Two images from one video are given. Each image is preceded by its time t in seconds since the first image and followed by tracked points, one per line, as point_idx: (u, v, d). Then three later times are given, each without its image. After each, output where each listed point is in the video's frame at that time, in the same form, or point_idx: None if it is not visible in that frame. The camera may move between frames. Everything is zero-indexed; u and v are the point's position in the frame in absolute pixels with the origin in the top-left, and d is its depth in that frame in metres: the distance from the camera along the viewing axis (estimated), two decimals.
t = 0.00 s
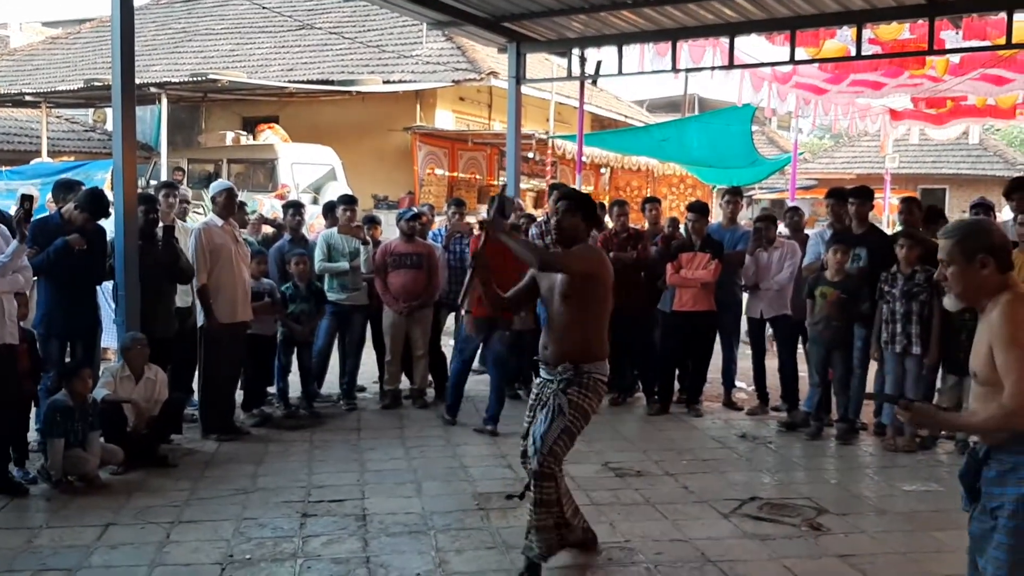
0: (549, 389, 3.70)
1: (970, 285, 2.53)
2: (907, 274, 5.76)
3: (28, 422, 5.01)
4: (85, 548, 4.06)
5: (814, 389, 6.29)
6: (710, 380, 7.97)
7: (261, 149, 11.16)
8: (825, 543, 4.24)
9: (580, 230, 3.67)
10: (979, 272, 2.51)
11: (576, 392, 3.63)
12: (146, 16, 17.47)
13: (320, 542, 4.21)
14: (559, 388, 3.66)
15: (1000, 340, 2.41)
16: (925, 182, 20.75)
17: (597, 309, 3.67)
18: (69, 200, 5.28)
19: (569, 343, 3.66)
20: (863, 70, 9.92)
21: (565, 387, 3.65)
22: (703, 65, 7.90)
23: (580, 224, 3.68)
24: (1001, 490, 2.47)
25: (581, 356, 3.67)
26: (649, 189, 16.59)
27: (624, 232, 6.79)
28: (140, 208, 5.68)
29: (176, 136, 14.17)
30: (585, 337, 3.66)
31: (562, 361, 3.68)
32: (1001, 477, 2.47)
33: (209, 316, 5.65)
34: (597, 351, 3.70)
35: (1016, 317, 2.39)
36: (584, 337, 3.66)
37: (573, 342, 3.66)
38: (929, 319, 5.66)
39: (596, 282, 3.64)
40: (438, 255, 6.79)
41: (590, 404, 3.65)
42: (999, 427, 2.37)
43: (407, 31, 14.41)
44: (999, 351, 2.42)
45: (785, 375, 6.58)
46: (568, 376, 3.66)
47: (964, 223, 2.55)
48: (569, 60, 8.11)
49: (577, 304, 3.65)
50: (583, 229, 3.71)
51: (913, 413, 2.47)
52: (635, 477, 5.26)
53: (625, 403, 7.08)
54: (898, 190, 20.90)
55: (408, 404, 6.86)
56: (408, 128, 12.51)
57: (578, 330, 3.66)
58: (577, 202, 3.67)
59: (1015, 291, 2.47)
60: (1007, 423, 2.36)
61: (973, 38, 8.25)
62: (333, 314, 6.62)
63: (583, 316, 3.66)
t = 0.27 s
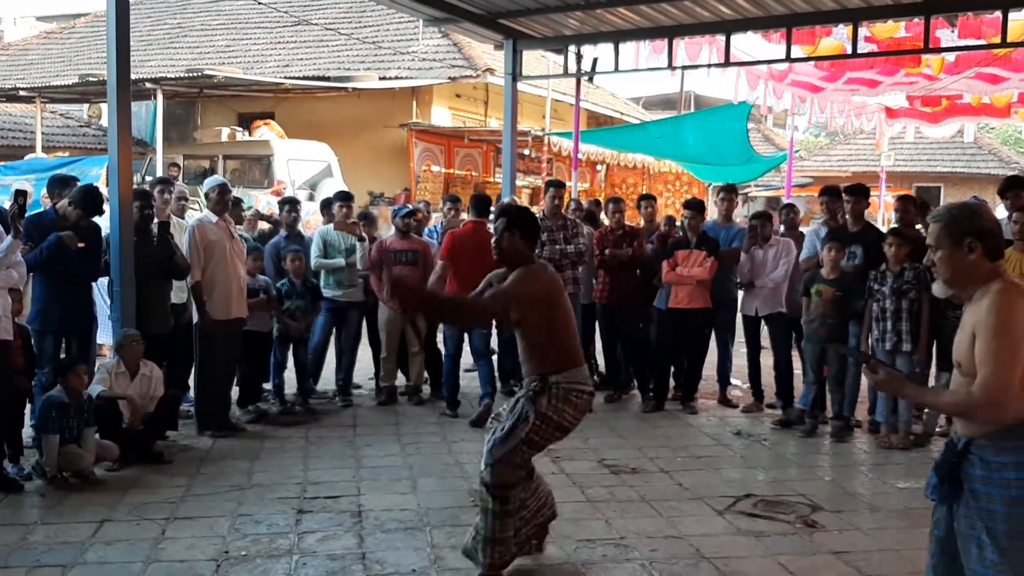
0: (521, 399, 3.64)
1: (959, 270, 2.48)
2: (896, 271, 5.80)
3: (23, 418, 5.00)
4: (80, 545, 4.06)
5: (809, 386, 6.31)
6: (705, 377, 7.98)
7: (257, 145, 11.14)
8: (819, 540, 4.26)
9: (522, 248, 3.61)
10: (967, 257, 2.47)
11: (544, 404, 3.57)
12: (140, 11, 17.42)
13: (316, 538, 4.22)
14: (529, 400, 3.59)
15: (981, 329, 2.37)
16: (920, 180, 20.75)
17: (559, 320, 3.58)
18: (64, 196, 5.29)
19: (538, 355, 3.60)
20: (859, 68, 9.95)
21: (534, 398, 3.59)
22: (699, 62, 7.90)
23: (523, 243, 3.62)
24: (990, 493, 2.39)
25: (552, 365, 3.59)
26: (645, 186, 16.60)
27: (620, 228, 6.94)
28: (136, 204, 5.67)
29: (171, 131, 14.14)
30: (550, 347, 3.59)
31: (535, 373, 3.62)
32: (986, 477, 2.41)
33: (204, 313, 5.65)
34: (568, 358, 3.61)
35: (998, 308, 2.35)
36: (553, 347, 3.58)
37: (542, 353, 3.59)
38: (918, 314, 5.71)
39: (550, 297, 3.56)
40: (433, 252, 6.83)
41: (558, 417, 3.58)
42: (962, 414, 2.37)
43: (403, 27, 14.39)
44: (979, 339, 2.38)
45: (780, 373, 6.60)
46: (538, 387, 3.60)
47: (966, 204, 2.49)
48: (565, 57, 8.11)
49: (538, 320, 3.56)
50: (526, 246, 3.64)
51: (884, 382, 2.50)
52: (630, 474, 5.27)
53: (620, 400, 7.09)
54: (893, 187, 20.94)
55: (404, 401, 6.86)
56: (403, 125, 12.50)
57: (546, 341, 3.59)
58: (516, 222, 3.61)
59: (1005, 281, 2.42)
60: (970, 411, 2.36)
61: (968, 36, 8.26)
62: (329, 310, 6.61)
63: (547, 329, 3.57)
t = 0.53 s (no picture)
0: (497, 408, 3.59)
1: (918, 277, 2.44)
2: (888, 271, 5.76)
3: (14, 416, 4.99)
4: (72, 543, 4.05)
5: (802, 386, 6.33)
6: (699, 377, 8.00)
7: (250, 142, 11.11)
8: (810, 539, 4.27)
9: (502, 266, 3.47)
10: (924, 263, 2.43)
11: (517, 412, 3.50)
12: (133, 7, 17.36)
13: (309, 537, 4.22)
14: (503, 406, 3.54)
15: (949, 338, 2.31)
16: (913, 180, 20.79)
17: (541, 336, 3.49)
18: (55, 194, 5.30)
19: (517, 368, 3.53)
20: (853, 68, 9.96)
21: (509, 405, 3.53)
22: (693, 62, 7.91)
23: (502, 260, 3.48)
24: (943, 508, 2.38)
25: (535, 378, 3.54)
26: (639, 185, 16.61)
27: (614, 227, 6.94)
28: (128, 201, 5.66)
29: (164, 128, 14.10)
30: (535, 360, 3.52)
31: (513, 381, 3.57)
32: (942, 492, 2.38)
33: (197, 312, 5.64)
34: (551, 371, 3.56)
35: (968, 315, 2.30)
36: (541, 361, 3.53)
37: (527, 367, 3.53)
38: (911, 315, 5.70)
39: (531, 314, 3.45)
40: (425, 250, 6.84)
41: (530, 427, 3.51)
42: (943, 430, 2.28)
43: (398, 24, 14.37)
44: (947, 349, 2.32)
45: (772, 372, 6.61)
46: (513, 396, 3.56)
47: (919, 211, 2.46)
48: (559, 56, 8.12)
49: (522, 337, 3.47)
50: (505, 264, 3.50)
51: (853, 414, 2.34)
52: (623, 474, 5.28)
53: (613, 399, 7.10)
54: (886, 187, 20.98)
55: (397, 399, 6.86)
56: (398, 123, 12.49)
57: (532, 355, 3.52)
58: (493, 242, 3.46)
59: (962, 288, 2.40)
60: (952, 426, 2.26)
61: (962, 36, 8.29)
62: (322, 308, 6.62)
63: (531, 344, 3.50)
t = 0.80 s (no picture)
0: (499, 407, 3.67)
1: (856, 266, 2.46)
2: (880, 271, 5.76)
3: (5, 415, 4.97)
4: (63, 542, 4.05)
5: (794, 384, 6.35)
6: (690, 376, 8.02)
7: (243, 141, 11.09)
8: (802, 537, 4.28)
9: (533, 247, 3.63)
10: (859, 254, 2.45)
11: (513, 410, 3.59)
12: (126, 5, 17.30)
13: (301, 536, 4.21)
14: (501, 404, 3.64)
15: (890, 325, 2.31)
16: (905, 179, 20.84)
17: (547, 324, 3.59)
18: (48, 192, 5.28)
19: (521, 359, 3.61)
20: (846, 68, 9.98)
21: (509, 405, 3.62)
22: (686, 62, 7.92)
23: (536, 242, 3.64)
24: (874, 504, 2.38)
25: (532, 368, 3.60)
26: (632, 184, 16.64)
27: (607, 227, 6.96)
28: (121, 200, 5.64)
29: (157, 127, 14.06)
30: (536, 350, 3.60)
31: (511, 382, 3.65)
32: (873, 488, 2.38)
33: (189, 310, 5.64)
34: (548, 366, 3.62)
35: (909, 301, 2.31)
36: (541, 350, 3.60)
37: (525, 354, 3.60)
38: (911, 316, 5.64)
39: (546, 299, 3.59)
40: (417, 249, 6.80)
41: (525, 424, 3.58)
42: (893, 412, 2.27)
43: (391, 23, 14.36)
44: (888, 336, 2.32)
45: (765, 371, 6.63)
46: (512, 394, 3.64)
47: (851, 204, 2.49)
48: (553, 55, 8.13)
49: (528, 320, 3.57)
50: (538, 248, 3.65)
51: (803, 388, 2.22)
52: (616, 472, 5.29)
53: (606, 398, 7.11)
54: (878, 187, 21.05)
55: (390, 398, 6.86)
56: (391, 121, 12.49)
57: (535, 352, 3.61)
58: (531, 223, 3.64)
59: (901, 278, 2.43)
60: (898, 410, 2.26)
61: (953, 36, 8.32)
62: (314, 307, 6.61)
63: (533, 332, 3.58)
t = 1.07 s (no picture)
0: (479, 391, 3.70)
1: (814, 256, 2.36)
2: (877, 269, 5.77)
3: None
4: (52, 539, 4.03)
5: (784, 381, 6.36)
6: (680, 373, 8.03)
7: (234, 138, 11.06)
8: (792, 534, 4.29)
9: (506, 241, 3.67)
10: (815, 243, 2.35)
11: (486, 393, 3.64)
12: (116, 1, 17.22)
13: (291, 533, 4.21)
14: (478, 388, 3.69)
15: (836, 320, 2.24)
16: (896, 177, 20.89)
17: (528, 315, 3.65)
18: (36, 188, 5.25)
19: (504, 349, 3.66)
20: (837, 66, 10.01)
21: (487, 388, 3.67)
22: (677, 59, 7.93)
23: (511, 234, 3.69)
24: (805, 488, 2.34)
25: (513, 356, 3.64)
26: (623, 181, 16.65)
27: (599, 224, 6.94)
28: (110, 196, 5.62)
29: (147, 123, 14.00)
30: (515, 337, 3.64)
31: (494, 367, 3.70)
32: (806, 474, 2.34)
33: (180, 306, 5.63)
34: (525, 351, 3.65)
35: (853, 301, 2.23)
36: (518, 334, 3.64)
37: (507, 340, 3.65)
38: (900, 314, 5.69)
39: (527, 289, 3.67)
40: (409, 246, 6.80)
41: (493, 408, 3.63)
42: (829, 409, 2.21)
43: (383, 20, 14.33)
44: (832, 331, 2.25)
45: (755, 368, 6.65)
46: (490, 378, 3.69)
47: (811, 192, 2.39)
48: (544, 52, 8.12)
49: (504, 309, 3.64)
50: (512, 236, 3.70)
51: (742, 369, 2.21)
52: (606, 469, 5.30)
53: (597, 395, 7.12)
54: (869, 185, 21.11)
55: (381, 395, 6.85)
56: (383, 118, 12.46)
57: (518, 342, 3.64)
58: (508, 217, 3.68)
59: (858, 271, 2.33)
60: (834, 407, 2.20)
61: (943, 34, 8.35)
62: (304, 303, 6.61)
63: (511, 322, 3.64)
